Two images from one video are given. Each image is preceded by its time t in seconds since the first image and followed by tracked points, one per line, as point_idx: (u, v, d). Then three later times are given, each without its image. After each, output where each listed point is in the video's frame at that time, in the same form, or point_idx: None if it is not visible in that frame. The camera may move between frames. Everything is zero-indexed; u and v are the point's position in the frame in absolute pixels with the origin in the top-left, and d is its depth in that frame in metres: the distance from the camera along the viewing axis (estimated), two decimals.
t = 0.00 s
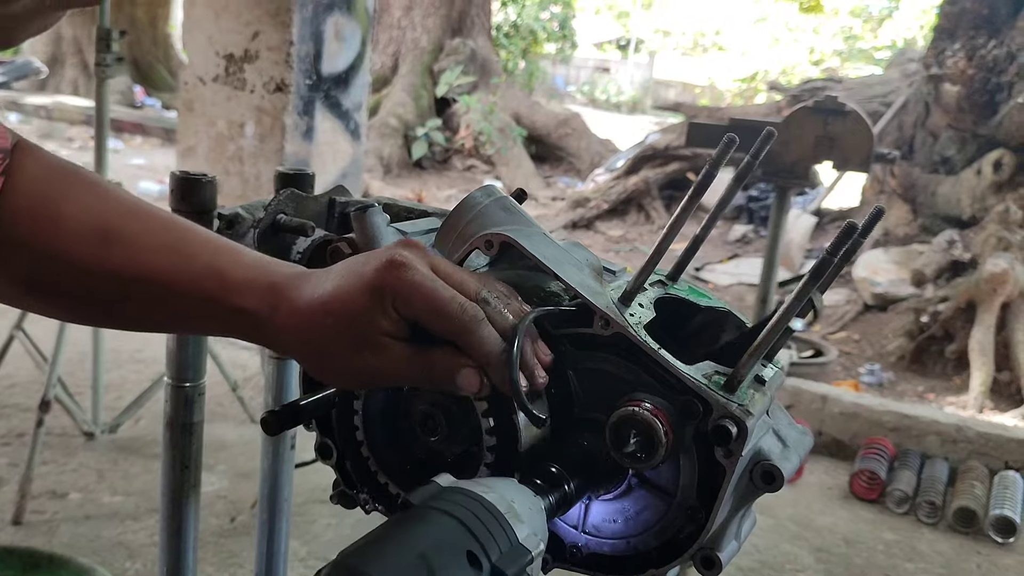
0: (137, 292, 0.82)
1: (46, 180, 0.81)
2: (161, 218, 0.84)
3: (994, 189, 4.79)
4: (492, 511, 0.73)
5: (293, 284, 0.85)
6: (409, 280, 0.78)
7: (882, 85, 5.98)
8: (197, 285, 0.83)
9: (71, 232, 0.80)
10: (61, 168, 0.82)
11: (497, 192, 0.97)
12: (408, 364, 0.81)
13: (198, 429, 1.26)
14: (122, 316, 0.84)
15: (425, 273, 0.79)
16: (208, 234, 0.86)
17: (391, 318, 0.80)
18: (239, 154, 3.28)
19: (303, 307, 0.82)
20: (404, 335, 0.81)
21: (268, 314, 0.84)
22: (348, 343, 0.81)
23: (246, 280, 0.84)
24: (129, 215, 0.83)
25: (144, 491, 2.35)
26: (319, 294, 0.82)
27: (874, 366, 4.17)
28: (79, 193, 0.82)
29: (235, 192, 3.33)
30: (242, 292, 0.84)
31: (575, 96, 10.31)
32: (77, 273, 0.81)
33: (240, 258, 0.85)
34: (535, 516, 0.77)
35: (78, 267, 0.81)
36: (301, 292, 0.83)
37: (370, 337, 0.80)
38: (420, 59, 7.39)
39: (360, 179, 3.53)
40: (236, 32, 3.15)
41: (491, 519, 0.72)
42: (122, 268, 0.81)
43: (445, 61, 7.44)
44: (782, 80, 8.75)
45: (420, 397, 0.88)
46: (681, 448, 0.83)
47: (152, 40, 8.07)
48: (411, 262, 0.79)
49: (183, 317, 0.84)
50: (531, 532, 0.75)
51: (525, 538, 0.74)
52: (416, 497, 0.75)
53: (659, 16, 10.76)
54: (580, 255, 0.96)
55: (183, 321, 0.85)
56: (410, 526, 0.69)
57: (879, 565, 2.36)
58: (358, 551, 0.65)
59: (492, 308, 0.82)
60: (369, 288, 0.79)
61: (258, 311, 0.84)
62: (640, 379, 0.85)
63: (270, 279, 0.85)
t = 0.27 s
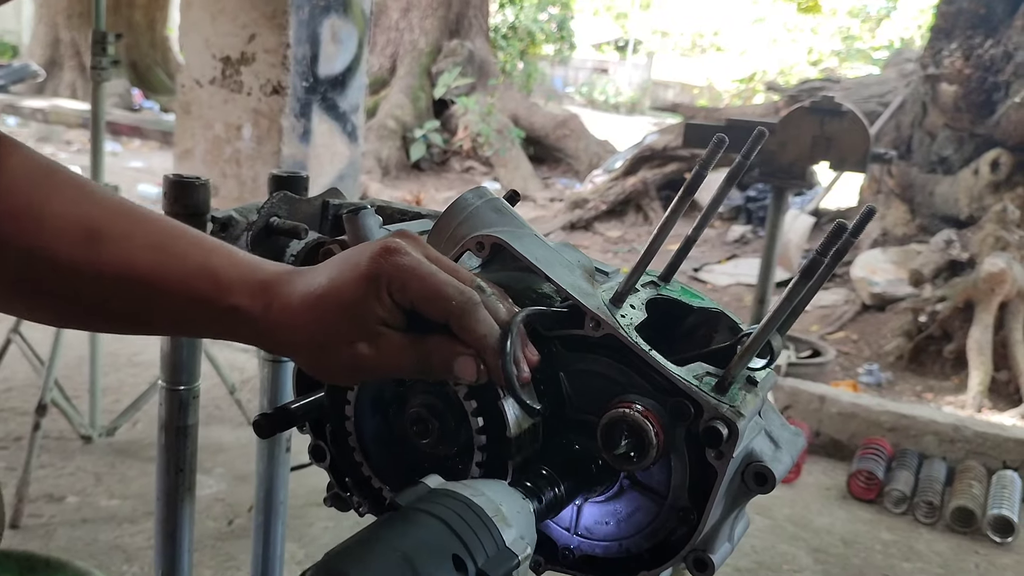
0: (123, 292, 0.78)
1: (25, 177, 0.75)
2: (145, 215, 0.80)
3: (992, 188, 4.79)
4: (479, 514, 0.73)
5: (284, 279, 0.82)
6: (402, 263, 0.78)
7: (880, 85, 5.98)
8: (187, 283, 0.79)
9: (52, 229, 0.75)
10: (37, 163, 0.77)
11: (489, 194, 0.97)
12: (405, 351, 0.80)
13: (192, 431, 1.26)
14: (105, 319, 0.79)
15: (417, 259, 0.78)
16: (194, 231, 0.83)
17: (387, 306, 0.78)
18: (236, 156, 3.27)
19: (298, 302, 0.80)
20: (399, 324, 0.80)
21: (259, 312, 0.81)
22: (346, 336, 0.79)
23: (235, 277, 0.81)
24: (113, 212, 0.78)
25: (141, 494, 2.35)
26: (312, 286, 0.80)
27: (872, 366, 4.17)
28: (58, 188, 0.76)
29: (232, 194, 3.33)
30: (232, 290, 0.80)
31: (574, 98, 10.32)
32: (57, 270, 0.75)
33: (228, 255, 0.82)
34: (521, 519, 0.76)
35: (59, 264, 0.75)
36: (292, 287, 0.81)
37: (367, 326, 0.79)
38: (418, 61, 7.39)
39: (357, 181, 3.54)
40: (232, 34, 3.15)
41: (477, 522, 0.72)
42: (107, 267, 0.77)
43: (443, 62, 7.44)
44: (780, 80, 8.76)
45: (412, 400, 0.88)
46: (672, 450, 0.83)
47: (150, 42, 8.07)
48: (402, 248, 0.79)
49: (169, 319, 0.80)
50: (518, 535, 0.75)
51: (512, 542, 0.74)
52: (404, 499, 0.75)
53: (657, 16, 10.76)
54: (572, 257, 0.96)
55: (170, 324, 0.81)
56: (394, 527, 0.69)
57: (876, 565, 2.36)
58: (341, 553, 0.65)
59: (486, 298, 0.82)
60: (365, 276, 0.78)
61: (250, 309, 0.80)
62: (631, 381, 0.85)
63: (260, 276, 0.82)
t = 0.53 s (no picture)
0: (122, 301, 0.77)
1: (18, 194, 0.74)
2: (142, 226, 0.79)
3: (989, 189, 4.79)
4: (473, 509, 0.73)
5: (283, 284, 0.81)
6: (403, 267, 0.77)
7: (877, 86, 5.99)
8: (185, 292, 0.78)
9: (47, 243, 0.74)
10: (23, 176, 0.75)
11: (483, 198, 0.97)
12: (404, 356, 0.78)
13: (188, 436, 1.27)
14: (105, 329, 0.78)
15: (420, 265, 0.78)
16: (191, 241, 0.82)
17: (388, 309, 0.77)
18: (233, 160, 3.27)
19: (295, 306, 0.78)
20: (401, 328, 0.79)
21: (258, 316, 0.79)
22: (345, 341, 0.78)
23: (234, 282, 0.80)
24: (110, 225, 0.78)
25: (139, 498, 2.35)
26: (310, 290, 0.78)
27: (871, 368, 4.17)
28: (53, 204, 0.75)
29: (230, 198, 3.33)
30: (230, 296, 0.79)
31: (571, 100, 10.58)
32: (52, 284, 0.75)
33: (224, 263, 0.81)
34: (518, 514, 0.77)
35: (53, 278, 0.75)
36: (292, 292, 0.79)
37: (366, 331, 0.77)
38: (416, 64, 7.40)
39: (354, 184, 3.54)
40: (229, 38, 3.15)
41: (474, 518, 0.72)
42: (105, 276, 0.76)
43: (441, 65, 7.45)
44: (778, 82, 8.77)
45: (408, 403, 0.88)
46: (668, 452, 0.83)
47: (148, 46, 8.08)
48: (403, 253, 0.78)
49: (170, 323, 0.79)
50: (515, 529, 0.75)
51: (508, 536, 0.74)
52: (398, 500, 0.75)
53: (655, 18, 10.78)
54: (566, 260, 0.96)
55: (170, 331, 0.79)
56: (390, 528, 0.69)
57: (875, 567, 2.36)
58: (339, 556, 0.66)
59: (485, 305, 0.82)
60: (366, 279, 0.76)
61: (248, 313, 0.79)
62: (626, 383, 0.85)
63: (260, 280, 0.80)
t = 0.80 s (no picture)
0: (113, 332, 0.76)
1: (6, 228, 0.70)
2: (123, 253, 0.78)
3: (987, 192, 4.80)
4: (467, 514, 0.75)
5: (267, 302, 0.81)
6: (383, 269, 0.78)
7: (875, 89, 6.01)
8: (171, 314, 0.77)
9: (35, 278, 0.72)
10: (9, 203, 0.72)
11: (484, 205, 0.98)
12: (391, 358, 0.80)
13: (190, 441, 1.28)
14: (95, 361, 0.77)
15: (397, 265, 0.79)
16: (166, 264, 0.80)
17: (371, 312, 0.78)
18: (233, 165, 3.28)
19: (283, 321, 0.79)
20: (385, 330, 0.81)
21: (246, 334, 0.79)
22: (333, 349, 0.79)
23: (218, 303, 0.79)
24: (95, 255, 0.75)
25: (139, 502, 2.36)
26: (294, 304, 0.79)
27: (870, 371, 4.17)
28: (36, 236, 0.72)
29: (230, 203, 3.34)
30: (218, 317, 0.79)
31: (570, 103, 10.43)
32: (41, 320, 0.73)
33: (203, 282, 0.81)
34: (515, 519, 0.78)
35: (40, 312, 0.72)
36: (276, 308, 0.80)
37: (354, 335, 0.79)
38: (415, 68, 7.41)
39: (354, 188, 3.55)
40: (229, 44, 3.16)
41: (469, 524, 0.74)
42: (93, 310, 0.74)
43: (440, 69, 7.47)
44: (776, 85, 8.78)
45: (409, 411, 0.88)
46: (668, 457, 0.84)
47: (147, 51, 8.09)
48: (378, 256, 0.79)
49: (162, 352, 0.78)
50: (511, 534, 0.77)
51: (504, 540, 0.75)
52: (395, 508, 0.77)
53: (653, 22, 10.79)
54: (567, 267, 0.97)
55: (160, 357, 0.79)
56: (387, 531, 0.71)
57: (874, 570, 2.37)
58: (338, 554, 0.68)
59: (467, 297, 0.83)
60: (347, 286, 0.78)
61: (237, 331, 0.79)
62: (627, 389, 0.85)
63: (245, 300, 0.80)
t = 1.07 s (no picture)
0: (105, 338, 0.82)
1: None
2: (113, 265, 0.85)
3: (984, 195, 4.80)
4: (392, 562, 0.74)
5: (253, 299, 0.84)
6: (369, 264, 0.80)
7: (872, 93, 6.02)
8: (159, 315, 0.82)
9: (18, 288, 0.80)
10: None
11: (476, 210, 0.98)
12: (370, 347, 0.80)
13: (186, 447, 1.31)
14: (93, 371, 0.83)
15: (385, 263, 0.81)
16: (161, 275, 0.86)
17: (354, 305, 0.80)
18: (230, 169, 3.28)
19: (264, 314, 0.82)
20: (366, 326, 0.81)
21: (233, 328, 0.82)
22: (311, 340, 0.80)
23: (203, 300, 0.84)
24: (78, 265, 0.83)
25: (136, 508, 2.35)
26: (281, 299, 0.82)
27: (867, 374, 4.18)
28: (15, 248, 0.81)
29: (227, 208, 3.33)
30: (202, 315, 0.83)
31: (567, 107, 10.55)
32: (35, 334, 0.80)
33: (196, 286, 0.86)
34: (451, 566, 0.78)
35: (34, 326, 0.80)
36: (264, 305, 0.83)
37: (332, 322, 0.80)
38: (413, 72, 7.42)
39: (351, 193, 3.56)
40: (226, 49, 3.16)
41: None
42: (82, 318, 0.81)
43: (438, 73, 7.47)
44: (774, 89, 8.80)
45: (398, 416, 0.89)
46: (658, 462, 0.84)
47: (145, 55, 8.09)
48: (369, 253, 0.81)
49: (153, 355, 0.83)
50: None
51: None
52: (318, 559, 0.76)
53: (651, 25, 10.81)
54: (559, 271, 0.97)
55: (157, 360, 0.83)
56: None
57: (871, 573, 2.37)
58: None
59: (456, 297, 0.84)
60: (332, 279, 0.80)
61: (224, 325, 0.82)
62: (617, 395, 0.86)
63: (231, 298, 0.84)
